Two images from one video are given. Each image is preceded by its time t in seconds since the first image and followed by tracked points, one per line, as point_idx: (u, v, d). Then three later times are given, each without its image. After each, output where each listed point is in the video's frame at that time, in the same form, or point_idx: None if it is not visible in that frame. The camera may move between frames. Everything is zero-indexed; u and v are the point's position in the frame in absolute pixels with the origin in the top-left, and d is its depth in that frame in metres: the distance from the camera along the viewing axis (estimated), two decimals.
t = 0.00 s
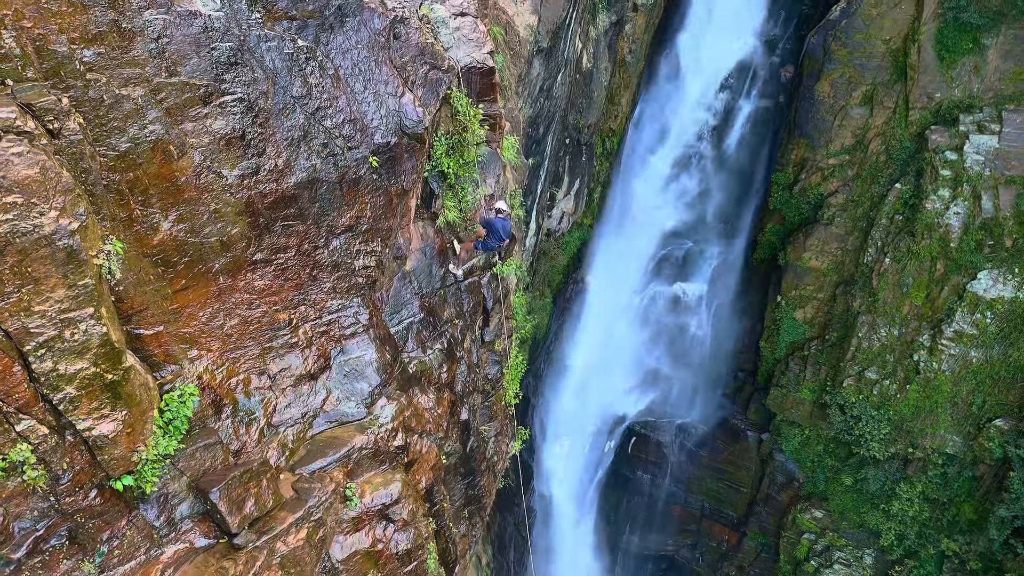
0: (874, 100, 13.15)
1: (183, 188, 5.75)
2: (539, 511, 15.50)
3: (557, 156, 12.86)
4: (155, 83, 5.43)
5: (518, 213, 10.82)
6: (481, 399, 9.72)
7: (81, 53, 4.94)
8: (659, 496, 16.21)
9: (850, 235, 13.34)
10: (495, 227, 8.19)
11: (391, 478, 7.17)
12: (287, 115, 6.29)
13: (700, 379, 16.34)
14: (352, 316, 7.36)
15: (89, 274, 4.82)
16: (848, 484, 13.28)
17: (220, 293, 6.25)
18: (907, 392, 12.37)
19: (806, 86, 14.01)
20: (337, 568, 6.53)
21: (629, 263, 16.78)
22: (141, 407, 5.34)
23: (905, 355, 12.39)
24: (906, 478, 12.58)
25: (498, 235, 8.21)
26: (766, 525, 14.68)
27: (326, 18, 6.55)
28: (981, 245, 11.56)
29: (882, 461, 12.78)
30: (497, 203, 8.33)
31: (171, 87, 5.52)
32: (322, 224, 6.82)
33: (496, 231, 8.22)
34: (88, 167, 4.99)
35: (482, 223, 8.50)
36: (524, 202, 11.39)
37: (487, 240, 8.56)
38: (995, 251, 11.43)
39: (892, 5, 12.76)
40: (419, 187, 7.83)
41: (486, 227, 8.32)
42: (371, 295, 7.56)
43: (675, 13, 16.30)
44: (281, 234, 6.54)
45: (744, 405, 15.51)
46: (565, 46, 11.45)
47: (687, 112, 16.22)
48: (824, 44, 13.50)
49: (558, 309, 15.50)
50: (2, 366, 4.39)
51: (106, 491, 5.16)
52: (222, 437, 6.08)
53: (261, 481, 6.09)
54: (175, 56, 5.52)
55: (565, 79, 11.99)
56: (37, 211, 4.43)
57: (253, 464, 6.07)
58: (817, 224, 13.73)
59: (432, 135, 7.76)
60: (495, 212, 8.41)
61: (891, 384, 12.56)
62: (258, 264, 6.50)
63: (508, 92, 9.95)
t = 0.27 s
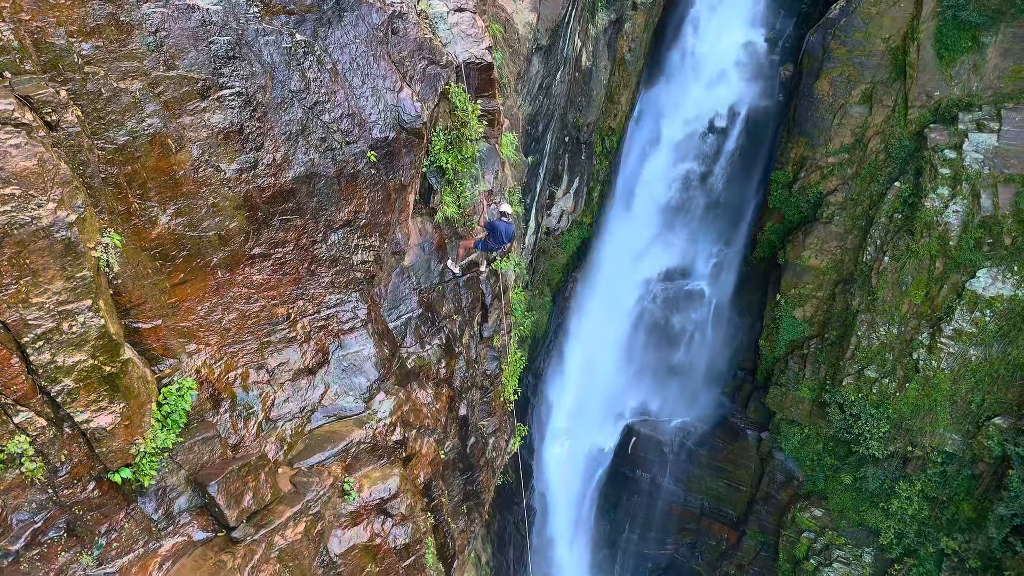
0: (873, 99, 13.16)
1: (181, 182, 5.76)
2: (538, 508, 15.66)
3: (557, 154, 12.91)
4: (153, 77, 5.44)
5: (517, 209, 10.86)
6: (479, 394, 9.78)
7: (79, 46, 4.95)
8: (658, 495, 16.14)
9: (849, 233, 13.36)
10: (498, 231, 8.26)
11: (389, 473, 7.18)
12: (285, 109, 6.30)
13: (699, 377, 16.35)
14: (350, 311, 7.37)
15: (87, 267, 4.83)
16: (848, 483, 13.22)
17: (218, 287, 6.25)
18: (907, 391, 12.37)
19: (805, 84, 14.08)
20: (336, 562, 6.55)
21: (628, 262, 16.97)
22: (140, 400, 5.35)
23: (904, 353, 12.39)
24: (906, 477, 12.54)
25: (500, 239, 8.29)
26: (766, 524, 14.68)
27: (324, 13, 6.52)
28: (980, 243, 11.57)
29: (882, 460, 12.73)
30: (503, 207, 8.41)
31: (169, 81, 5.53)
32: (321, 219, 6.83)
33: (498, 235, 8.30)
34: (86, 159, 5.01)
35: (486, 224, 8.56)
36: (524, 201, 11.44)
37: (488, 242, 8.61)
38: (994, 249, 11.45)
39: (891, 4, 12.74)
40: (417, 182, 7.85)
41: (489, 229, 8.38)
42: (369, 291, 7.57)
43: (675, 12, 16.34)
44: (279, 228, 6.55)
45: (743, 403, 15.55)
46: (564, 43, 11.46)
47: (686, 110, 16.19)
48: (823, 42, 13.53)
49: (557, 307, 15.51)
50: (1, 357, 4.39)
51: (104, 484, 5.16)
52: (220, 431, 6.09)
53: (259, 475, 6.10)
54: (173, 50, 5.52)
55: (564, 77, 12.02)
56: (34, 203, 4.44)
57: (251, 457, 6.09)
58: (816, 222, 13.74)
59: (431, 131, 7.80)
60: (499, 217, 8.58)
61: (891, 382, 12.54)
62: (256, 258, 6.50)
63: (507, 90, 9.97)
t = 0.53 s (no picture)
0: (872, 98, 13.17)
1: (179, 177, 5.76)
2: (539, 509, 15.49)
3: (557, 152, 12.94)
4: (152, 71, 5.45)
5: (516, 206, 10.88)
6: (478, 390, 9.81)
7: (78, 40, 4.96)
8: (658, 494, 16.46)
9: (849, 232, 13.36)
10: (499, 228, 8.10)
11: (388, 468, 7.18)
12: (283, 104, 6.31)
13: (698, 376, 16.37)
14: (349, 306, 7.38)
15: (86, 260, 4.84)
16: (848, 481, 13.21)
17: (217, 282, 6.26)
18: (906, 390, 12.36)
19: (805, 83, 14.13)
20: (334, 557, 6.57)
21: (628, 261, 16.81)
22: (138, 393, 5.36)
23: (904, 351, 12.38)
24: (905, 475, 12.54)
25: (500, 237, 8.12)
26: (766, 523, 14.67)
27: (323, 8, 6.57)
28: (979, 241, 11.58)
29: (881, 459, 12.75)
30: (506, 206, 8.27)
31: (167, 75, 5.54)
32: (319, 213, 6.85)
33: (499, 232, 8.14)
34: (85, 152, 5.01)
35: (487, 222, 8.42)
36: (524, 200, 11.49)
37: (489, 240, 8.45)
38: (993, 248, 11.45)
39: (891, 2, 12.71)
40: (416, 178, 7.87)
41: (490, 227, 8.23)
42: (368, 286, 7.59)
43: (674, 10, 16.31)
44: (277, 223, 6.56)
45: (743, 402, 15.59)
46: (563, 41, 11.46)
47: (686, 108, 16.17)
48: (823, 41, 13.53)
49: (557, 306, 15.44)
50: None
51: (102, 477, 5.16)
52: (219, 425, 6.10)
53: (258, 469, 6.12)
54: (172, 44, 5.53)
55: (564, 75, 12.02)
56: (32, 195, 4.45)
57: (249, 452, 6.10)
58: (815, 222, 13.77)
59: (429, 127, 7.85)
60: (501, 214, 8.44)
61: (890, 381, 12.53)
62: (255, 253, 6.50)
63: (507, 87, 9.97)
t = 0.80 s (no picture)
0: (871, 96, 13.19)
1: (179, 171, 5.77)
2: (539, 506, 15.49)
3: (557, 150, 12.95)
4: (152, 65, 5.46)
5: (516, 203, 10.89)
6: (477, 386, 9.83)
7: (78, 33, 4.98)
8: (658, 493, 16.53)
9: (849, 231, 13.37)
10: (502, 229, 8.26)
11: (388, 463, 7.19)
12: (283, 99, 6.32)
13: (698, 374, 16.37)
14: (348, 301, 7.39)
15: (86, 252, 4.85)
16: (847, 480, 13.23)
17: (216, 276, 6.26)
18: (906, 388, 12.36)
19: (805, 81, 14.16)
20: (334, 551, 6.59)
21: (628, 259, 16.80)
22: (138, 386, 5.37)
23: (904, 349, 12.38)
24: (905, 474, 12.55)
25: (503, 238, 8.29)
26: (766, 522, 14.66)
27: (322, 3, 6.59)
28: (979, 239, 11.59)
29: (880, 457, 12.76)
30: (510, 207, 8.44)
31: (167, 69, 5.55)
32: (319, 208, 6.86)
33: (502, 233, 8.30)
34: (85, 145, 5.02)
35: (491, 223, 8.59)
36: (524, 198, 11.49)
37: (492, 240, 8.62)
38: (992, 246, 11.46)
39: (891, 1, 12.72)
40: (415, 173, 7.88)
41: (493, 227, 8.40)
42: (368, 282, 7.60)
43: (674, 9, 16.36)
44: (277, 218, 6.57)
45: (742, 401, 15.60)
46: (563, 39, 11.47)
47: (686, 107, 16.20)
48: (822, 39, 13.61)
49: (557, 305, 15.45)
50: None
51: (103, 470, 5.16)
52: (219, 419, 6.11)
53: (258, 462, 6.13)
54: (172, 39, 5.55)
55: (564, 73, 12.03)
56: (32, 187, 4.46)
57: (249, 446, 6.11)
58: (815, 220, 13.79)
59: (429, 122, 7.88)
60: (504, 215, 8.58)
61: (889, 379, 12.54)
62: (254, 248, 6.51)
63: (507, 84, 9.98)
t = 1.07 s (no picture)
0: (871, 95, 13.19)
1: (180, 165, 5.78)
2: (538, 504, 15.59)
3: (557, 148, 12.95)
4: (153, 58, 5.48)
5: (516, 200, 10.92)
6: (477, 382, 9.88)
7: (79, 27, 4.99)
8: (659, 492, 16.56)
9: (848, 229, 13.38)
10: (507, 231, 8.56)
11: (388, 457, 7.20)
12: (283, 94, 6.34)
13: (697, 373, 16.37)
14: (349, 296, 7.41)
15: (87, 245, 4.85)
16: (847, 478, 13.23)
17: (217, 271, 6.27)
18: (906, 386, 12.36)
19: (804, 80, 14.19)
20: (335, 545, 6.61)
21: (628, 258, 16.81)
22: (139, 378, 5.38)
23: (904, 348, 12.39)
24: (904, 472, 12.54)
25: (507, 240, 8.58)
26: (766, 521, 14.66)
27: None
28: (979, 238, 11.59)
29: (880, 455, 12.76)
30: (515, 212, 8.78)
31: (168, 63, 5.56)
32: (319, 203, 6.87)
33: (507, 235, 8.59)
34: (86, 138, 5.03)
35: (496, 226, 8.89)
36: (524, 195, 11.51)
37: (496, 243, 8.89)
38: (992, 244, 11.47)
39: None
40: (415, 169, 7.90)
41: (498, 230, 8.70)
42: (368, 277, 7.62)
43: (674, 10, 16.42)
44: (278, 213, 6.58)
45: (742, 400, 15.61)
46: (563, 37, 11.48)
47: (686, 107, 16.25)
48: (822, 38, 13.62)
49: (557, 304, 15.49)
50: (1, 333, 4.42)
51: (104, 463, 5.16)
52: (220, 413, 6.12)
53: (258, 457, 6.12)
54: (173, 33, 5.57)
55: (564, 71, 12.05)
56: (34, 179, 4.47)
57: (249, 440, 6.11)
58: (815, 219, 13.84)
59: (429, 118, 7.88)
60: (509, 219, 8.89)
61: (889, 377, 12.55)
62: (255, 242, 6.52)
63: (507, 82, 10.03)
